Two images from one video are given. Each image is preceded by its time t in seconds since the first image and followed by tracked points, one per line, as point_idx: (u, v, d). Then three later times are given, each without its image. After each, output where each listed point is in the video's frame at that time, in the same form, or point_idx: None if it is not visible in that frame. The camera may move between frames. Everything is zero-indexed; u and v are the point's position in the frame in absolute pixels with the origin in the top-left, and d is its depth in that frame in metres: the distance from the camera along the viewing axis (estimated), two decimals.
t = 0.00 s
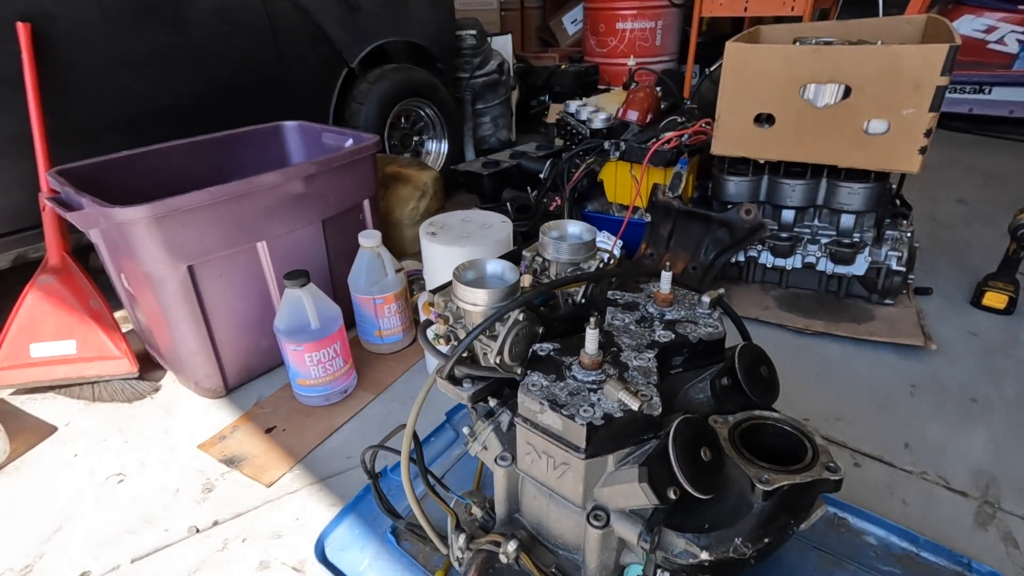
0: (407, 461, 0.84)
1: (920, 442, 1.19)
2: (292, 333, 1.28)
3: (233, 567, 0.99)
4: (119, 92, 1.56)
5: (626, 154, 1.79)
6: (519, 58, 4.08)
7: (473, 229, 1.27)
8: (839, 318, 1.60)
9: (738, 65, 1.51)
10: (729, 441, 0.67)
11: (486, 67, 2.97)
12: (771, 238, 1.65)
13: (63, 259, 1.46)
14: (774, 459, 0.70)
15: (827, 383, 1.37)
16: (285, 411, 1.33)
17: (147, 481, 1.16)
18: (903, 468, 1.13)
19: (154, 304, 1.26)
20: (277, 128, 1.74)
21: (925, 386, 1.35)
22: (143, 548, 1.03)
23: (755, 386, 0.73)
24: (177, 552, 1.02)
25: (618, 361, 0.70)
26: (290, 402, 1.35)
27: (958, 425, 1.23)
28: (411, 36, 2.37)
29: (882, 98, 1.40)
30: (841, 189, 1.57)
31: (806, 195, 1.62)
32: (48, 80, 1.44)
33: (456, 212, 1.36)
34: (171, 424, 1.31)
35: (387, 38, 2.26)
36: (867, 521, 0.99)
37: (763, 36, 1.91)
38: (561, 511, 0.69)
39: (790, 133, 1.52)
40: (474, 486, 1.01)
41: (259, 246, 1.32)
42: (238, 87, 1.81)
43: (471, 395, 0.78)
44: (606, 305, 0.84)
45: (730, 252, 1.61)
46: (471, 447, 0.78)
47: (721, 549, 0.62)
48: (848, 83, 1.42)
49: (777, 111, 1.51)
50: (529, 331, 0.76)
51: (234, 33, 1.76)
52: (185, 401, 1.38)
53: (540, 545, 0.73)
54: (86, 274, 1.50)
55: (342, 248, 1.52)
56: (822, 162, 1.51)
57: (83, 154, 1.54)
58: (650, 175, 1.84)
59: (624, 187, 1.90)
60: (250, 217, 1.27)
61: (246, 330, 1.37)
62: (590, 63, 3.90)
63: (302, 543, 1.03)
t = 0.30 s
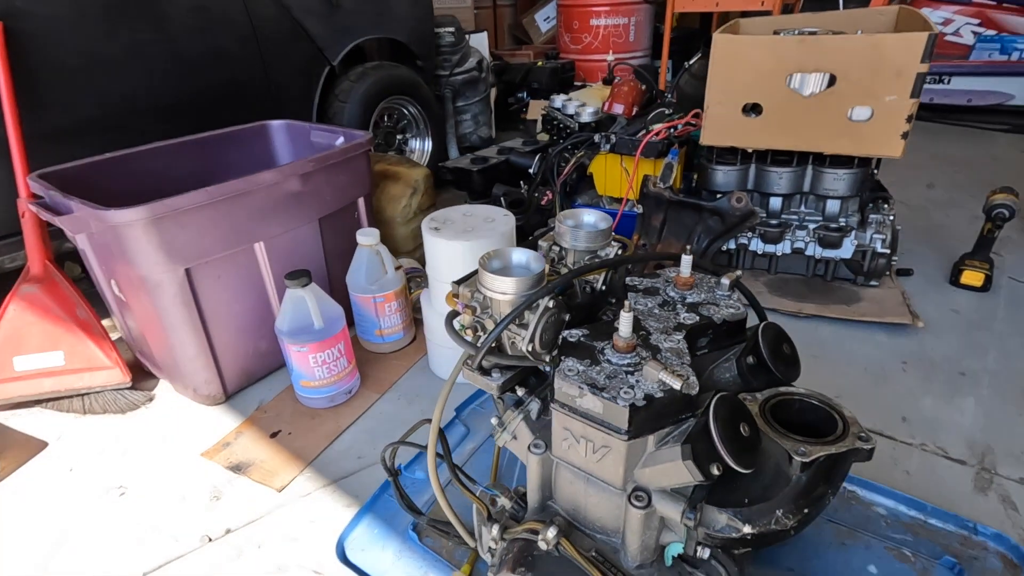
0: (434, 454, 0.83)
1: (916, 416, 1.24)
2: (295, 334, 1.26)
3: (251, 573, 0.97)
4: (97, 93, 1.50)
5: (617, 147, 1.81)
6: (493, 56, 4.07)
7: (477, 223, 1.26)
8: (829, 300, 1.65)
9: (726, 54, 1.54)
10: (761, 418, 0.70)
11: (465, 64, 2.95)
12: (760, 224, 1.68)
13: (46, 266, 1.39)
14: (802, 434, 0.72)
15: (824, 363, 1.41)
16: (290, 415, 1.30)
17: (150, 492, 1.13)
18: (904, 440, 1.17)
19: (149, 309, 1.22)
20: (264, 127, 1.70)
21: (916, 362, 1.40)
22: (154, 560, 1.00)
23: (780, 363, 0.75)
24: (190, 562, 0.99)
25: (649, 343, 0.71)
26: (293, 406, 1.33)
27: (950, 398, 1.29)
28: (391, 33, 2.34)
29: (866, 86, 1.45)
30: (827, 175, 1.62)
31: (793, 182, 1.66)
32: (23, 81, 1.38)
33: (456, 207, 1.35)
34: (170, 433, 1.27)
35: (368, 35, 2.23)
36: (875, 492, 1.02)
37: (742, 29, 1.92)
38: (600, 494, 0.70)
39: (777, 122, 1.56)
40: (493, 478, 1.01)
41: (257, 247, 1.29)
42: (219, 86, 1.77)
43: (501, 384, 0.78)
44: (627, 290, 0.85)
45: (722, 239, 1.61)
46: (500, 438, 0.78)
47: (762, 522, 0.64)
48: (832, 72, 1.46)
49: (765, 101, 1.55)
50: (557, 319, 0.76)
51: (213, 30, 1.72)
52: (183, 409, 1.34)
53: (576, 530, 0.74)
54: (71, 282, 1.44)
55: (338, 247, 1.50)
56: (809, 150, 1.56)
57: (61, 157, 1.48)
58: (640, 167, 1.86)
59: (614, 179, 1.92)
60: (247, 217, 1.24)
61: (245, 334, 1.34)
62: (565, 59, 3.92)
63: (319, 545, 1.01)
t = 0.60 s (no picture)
0: (440, 451, 0.82)
1: (905, 394, 1.27)
2: (286, 336, 1.23)
3: None
4: (65, 94, 1.45)
5: (602, 138, 1.83)
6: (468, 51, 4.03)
7: (469, 217, 1.25)
8: (814, 285, 1.68)
9: (709, 44, 1.56)
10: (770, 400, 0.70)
11: (443, 59, 2.92)
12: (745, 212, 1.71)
13: (16, 274, 1.29)
14: (809, 413, 0.73)
15: (813, 346, 1.44)
16: (283, 419, 1.27)
17: (141, 505, 1.09)
18: (894, 418, 1.20)
19: (131, 315, 1.17)
20: (242, 125, 1.65)
21: (901, 342, 1.44)
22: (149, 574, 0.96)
23: (785, 345, 0.75)
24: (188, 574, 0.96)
25: (658, 330, 0.71)
26: (286, 409, 1.30)
27: (934, 375, 1.32)
28: (368, 28, 2.30)
29: (845, 73, 1.48)
30: (808, 162, 1.65)
31: (775, 169, 1.68)
32: None
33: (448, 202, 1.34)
34: (158, 443, 1.23)
35: (344, 31, 2.18)
36: (872, 470, 1.04)
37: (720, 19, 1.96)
38: (614, 483, 0.70)
39: (760, 111, 1.58)
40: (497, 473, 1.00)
41: (243, 248, 1.25)
42: (194, 85, 1.71)
43: (508, 377, 0.77)
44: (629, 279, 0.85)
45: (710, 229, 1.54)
46: (508, 431, 0.77)
47: (778, 503, 0.64)
48: (813, 60, 1.49)
49: (747, 90, 1.57)
50: (563, 309, 0.76)
51: (186, 27, 1.66)
52: (170, 418, 1.30)
53: (590, 520, 0.74)
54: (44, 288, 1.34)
55: (325, 246, 1.47)
56: (791, 137, 1.58)
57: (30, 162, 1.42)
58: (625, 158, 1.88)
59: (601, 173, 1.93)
60: (232, 217, 1.20)
61: (232, 338, 1.30)
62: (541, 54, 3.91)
63: (322, 550, 0.99)
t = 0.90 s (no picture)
0: (435, 436, 0.79)
1: (903, 374, 1.26)
2: (273, 324, 1.19)
3: None
4: (38, 79, 1.39)
5: (594, 123, 1.80)
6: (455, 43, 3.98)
7: (460, 200, 1.22)
8: (808, 269, 1.67)
9: (701, 26, 1.53)
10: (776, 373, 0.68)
11: (430, 49, 2.87)
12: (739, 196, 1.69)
13: None
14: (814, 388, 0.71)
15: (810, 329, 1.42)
16: (271, 410, 1.24)
17: (123, 501, 1.05)
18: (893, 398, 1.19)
19: (111, 305, 1.13)
20: (224, 112, 1.60)
21: (896, 324, 1.43)
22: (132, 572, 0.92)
23: (788, 320, 0.74)
24: (174, 571, 0.92)
25: (659, 305, 0.68)
26: (274, 401, 1.26)
27: (931, 355, 1.31)
28: (353, 15, 2.25)
29: (840, 53, 1.46)
30: (801, 145, 1.63)
31: (768, 153, 1.66)
32: None
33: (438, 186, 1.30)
34: (141, 437, 1.19)
35: (329, 18, 2.13)
36: (873, 450, 1.02)
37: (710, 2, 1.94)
38: (615, 463, 0.67)
39: (753, 93, 1.56)
40: (493, 459, 0.98)
41: (226, 234, 1.21)
42: (173, 72, 1.66)
43: (504, 357, 0.75)
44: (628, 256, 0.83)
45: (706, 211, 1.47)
46: (505, 413, 0.74)
47: (786, 479, 0.63)
48: (807, 40, 1.46)
49: (740, 72, 1.55)
50: (560, 285, 0.73)
51: (165, 12, 1.61)
52: (154, 411, 1.26)
53: (592, 502, 0.71)
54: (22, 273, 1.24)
55: (312, 233, 1.43)
56: (784, 120, 1.56)
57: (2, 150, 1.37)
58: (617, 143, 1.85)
59: (592, 158, 1.90)
60: (214, 202, 1.16)
61: (217, 328, 1.26)
62: (529, 44, 3.87)
63: (313, 542, 0.95)
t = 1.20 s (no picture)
0: (436, 420, 0.76)
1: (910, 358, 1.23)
2: (266, 312, 1.15)
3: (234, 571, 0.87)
4: (19, 61, 1.35)
5: (592, 109, 1.76)
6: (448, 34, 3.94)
7: (457, 183, 1.18)
8: (810, 254, 1.64)
9: (700, 7, 1.50)
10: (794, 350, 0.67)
11: (423, 38, 2.80)
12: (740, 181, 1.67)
13: None
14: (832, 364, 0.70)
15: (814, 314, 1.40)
16: (264, 401, 1.20)
17: (111, 495, 1.01)
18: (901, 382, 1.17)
19: (96, 292, 1.09)
20: (213, 96, 1.56)
21: (901, 308, 1.41)
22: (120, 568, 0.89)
23: (802, 295, 0.72)
24: (163, 565, 0.89)
25: (670, 279, 0.65)
26: (268, 391, 1.22)
27: (937, 339, 1.29)
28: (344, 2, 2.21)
29: (843, 33, 1.43)
30: (803, 128, 1.60)
31: (769, 137, 1.63)
32: None
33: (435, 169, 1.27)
34: (129, 429, 1.15)
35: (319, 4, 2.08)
36: (883, 434, 1.00)
37: None
38: (626, 444, 0.65)
39: (754, 75, 1.53)
40: (495, 446, 0.95)
41: (216, 219, 1.17)
42: (160, 57, 1.62)
43: (508, 336, 0.71)
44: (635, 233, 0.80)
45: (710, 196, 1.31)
46: (509, 395, 0.71)
47: (806, 458, 0.60)
48: (809, 20, 1.44)
49: (740, 53, 1.52)
50: (566, 260, 0.70)
51: None
52: (143, 403, 1.22)
53: (602, 486, 0.68)
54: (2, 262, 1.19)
55: (305, 220, 1.39)
56: (786, 102, 1.53)
57: None
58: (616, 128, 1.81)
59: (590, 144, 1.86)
60: (204, 184, 1.12)
61: (208, 317, 1.22)
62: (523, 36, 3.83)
63: (309, 534, 0.92)
